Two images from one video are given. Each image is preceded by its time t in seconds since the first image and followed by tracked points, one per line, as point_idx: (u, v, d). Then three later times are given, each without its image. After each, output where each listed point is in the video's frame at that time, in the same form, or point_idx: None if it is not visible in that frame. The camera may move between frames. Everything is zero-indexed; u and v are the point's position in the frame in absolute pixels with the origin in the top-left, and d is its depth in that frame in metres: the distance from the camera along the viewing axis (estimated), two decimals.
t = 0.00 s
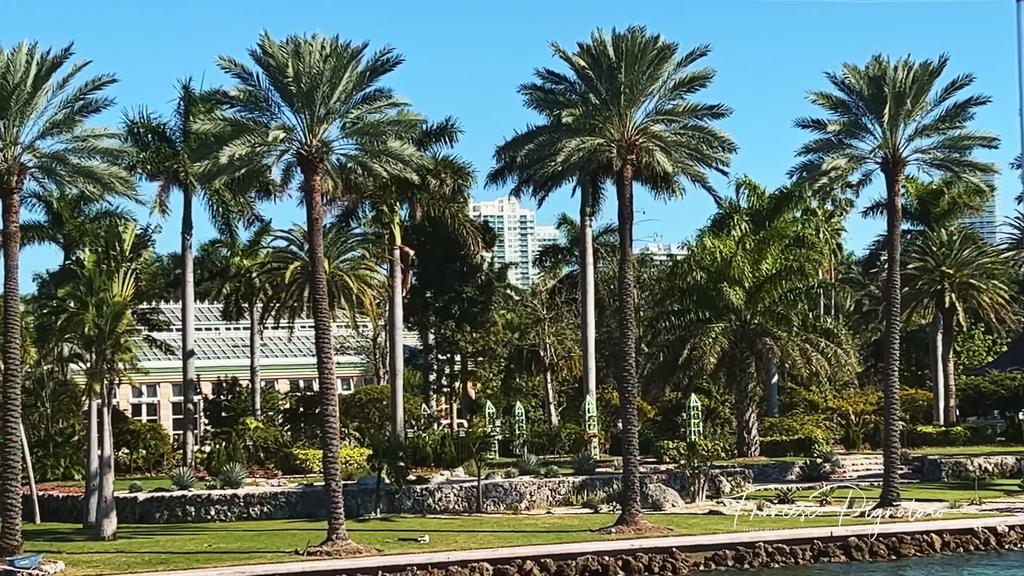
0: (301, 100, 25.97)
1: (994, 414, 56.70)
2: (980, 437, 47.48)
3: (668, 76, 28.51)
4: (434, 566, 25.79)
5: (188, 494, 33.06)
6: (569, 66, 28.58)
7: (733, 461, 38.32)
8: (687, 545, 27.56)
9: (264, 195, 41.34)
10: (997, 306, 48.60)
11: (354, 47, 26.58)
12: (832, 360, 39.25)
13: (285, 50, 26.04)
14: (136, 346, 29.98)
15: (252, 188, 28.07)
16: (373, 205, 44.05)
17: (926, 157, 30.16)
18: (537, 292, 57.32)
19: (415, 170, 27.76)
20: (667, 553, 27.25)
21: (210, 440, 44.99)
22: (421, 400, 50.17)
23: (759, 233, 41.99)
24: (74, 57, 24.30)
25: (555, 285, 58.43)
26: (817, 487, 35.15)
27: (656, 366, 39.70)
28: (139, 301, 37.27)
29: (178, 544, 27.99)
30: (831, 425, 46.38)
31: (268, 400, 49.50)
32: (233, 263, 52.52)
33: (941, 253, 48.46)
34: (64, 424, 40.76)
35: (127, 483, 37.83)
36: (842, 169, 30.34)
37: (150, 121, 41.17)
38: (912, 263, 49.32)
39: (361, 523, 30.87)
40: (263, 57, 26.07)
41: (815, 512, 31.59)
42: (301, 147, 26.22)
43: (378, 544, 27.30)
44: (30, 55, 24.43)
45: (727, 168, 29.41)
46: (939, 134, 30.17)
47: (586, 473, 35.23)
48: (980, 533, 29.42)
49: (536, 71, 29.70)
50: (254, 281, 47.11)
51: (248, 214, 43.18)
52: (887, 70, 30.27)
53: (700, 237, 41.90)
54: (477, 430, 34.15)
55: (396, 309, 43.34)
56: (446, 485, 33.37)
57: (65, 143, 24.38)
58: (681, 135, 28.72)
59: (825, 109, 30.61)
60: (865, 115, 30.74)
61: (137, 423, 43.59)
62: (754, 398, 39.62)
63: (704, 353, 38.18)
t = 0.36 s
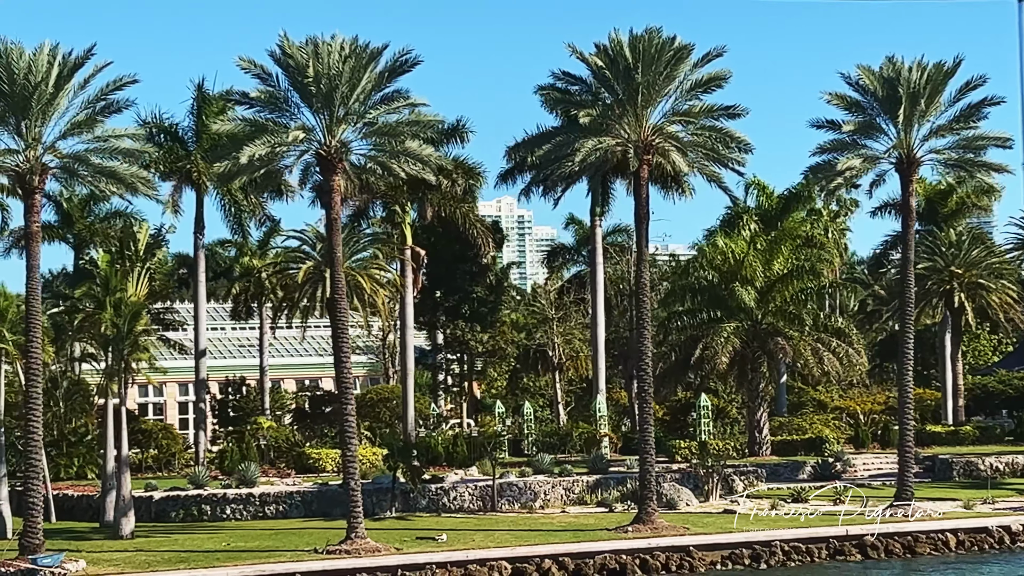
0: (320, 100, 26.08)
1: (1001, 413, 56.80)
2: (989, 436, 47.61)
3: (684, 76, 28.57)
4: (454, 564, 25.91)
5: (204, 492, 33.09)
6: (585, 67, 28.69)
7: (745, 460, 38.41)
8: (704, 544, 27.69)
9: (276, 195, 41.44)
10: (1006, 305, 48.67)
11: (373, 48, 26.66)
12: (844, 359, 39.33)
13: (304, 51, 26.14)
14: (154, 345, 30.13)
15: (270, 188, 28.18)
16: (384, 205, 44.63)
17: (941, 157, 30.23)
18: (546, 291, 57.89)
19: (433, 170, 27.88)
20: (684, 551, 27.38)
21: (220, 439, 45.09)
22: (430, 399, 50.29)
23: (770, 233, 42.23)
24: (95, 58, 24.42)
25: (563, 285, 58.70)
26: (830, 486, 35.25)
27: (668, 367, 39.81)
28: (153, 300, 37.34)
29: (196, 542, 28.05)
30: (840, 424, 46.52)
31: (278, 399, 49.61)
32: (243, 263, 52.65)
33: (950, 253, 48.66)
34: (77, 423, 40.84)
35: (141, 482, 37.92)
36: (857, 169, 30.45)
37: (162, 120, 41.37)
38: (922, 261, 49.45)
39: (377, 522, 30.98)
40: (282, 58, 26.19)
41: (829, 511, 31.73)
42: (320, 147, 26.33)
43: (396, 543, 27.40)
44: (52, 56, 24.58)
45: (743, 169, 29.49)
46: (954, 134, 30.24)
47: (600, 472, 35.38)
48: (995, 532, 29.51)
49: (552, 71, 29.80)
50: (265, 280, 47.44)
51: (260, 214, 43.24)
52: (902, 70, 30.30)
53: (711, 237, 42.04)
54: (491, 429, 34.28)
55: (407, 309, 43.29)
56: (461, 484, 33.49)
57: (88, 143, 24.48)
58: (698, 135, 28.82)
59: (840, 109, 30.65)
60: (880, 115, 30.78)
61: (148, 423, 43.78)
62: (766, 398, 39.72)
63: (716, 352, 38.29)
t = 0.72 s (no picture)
0: (339, 101, 26.23)
1: (1008, 414, 56.96)
2: (997, 436, 47.75)
3: (699, 77, 28.65)
4: (471, 563, 26.03)
5: (218, 492, 33.14)
6: (600, 68, 28.83)
7: (755, 460, 38.52)
8: (719, 543, 27.81)
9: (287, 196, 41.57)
10: (1014, 306, 48.83)
11: (390, 49, 26.78)
12: (854, 359, 39.47)
13: (322, 52, 26.26)
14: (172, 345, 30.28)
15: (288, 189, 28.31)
16: (394, 205, 44.82)
17: (954, 158, 30.39)
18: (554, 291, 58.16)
19: (450, 171, 28.03)
20: (700, 551, 27.51)
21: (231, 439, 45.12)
22: (439, 399, 50.38)
23: (780, 233, 42.26)
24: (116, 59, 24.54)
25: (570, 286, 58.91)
26: (841, 486, 35.39)
27: (678, 368, 39.98)
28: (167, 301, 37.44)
29: (214, 542, 28.14)
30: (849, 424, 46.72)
31: (287, 399, 49.70)
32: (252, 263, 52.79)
33: (958, 254, 48.85)
34: (89, 423, 40.86)
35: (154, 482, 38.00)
36: (870, 169, 30.57)
37: (174, 121, 41.53)
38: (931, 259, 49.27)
39: (392, 522, 31.11)
40: (300, 59, 26.32)
41: (842, 510, 31.86)
42: (338, 148, 26.47)
43: (413, 542, 27.51)
44: (73, 57, 24.70)
45: (758, 169, 29.52)
46: (967, 135, 30.37)
47: (613, 472, 35.50)
48: (1008, 531, 29.60)
49: (567, 72, 29.92)
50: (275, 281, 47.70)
51: (271, 214, 43.26)
52: (915, 71, 30.42)
53: (720, 237, 42.17)
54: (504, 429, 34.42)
55: (416, 308, 43.62)
56: (475, 484, 33.62)
57: (110, 144, 24.61)
58: (713, 136, 28.90)
59: (853, 110, 30.78)
60: (893, 115, 30.91)
61: (159, 423, 43.79)
62: (776, 398, 39.83)
63: (727, 353, 38.38)
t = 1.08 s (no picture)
0: (357, 101, 26.33)
1: (1014, 413, 57.12)
2: (1005, 435, 47.86)
3: (713, 78, 28.75)
4: (488, 561, 26.14)
5: (232, 491, 33.23)
6: (616, 68, 28.92)
7: (765, 458, 38.67)
8: (735, 541, 27.92)
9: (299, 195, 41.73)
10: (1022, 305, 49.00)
11: (408, 49, 26.86)
12: (865, 357, 39.65)
13: (340, 52, 26.34)
14: (187, 344, 30.41)
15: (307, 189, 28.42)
16: (404, 205, 44.98)
17: (967, 158, 30.48)
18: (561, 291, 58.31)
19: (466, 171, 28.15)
20: (715, 549, 27.62)
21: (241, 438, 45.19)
22: (448, 398, 50.48)
23: (790, 232, 42.41)
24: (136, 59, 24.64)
25: (577, 285, 59.12)
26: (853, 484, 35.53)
27: (690, 364, 40.03)
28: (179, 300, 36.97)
29: (231, 540, 28.22)
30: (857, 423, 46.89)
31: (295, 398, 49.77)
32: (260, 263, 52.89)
33: (966, 253, 49.03)
34: (100, 422, 40.92)
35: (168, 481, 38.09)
36: (884, 169, 30.69)
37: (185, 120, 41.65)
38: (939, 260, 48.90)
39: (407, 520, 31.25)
40: (318, 59, 26.41)
41: (855, 508, 32.03)
42: (355, 148, 26.59)
43: (430, 540, 27.63)
44: (93, 57, 24.79)
45: (772, 170, 29.60)
46: (980, 135, 30.47)
47: (625, 470, 35.63)
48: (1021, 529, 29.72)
49: (583, 72, 30.03)
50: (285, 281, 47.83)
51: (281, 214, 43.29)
52: (928, 71, 30.51)
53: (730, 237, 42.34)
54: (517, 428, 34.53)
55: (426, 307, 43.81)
56: (488, 482, 33.74)
57: (130, 144, 24.73)
58: (728, 136, 29.00)
59: (867, 110, 30.88)
60: (906, 116, 31.02)
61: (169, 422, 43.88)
62: (786, 396, 39.99)
63: (738, 352, 38.60)
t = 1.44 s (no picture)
0: (376, 102, 26.43)
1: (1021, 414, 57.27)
2: (1015, 435, 47.98)
3: (729, 78, 28.82)
4: (508, 561, 26.27)
5: (247, 490, 33.32)
6: (633, 69, 29.02)
7: (777, 458, 38.79)
8: (751, 541, 28.04)
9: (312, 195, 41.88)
10: None
11: (426, 50, 26.95)
12: (876, 358, 39.88)
13: (359, 53, 26.41)
14: (206, 345, 30.51)
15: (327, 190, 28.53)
16: (415, 205, 45.14)
17: (981, 159, 30.60)
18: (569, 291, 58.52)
19: (484, 171, 28.29)
20: (733, 548, 27.74)
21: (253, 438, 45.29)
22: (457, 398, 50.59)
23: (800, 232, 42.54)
24: (158, 61, 24.76)
25: (584, 285, 59.46)
26: (866, 484, 35.72)
27: (703, 363, 40.82)
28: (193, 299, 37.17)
29: (249, 539, 28.31)
30: (866, 422, 47.06)
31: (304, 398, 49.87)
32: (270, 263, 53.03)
33: (975, 253, 49.25)
34: (113, 422, 40.97)
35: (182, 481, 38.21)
36: (899, 171, 30.84)
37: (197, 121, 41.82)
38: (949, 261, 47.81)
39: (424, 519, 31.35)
40: (337, 61, 26.53)
41: (868, 508, 32.18)
42: (375, 148, 26.69)
43: (448, 539, 27.73)
44: (115, 59, 24.92)
45: (788, 170, 29.66)
46: (994, 136, 30.59)
47: (639, 470, 35.75)
48: None
49: (599, 72, 30.13)
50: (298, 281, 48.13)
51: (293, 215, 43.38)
52: (942, 72, 30.61)
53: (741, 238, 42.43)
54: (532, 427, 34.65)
55: (437, 307, 43.84)
56: (503, 482, 33.84)
57: (152, 146, 24.88)
58: (744, 137, 29.11)
59: (881, 111, 30.97)
60: (920, 116, 31.13)
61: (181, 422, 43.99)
62: (797, 396, 40.12)
63: (750, 352, 38.81)
